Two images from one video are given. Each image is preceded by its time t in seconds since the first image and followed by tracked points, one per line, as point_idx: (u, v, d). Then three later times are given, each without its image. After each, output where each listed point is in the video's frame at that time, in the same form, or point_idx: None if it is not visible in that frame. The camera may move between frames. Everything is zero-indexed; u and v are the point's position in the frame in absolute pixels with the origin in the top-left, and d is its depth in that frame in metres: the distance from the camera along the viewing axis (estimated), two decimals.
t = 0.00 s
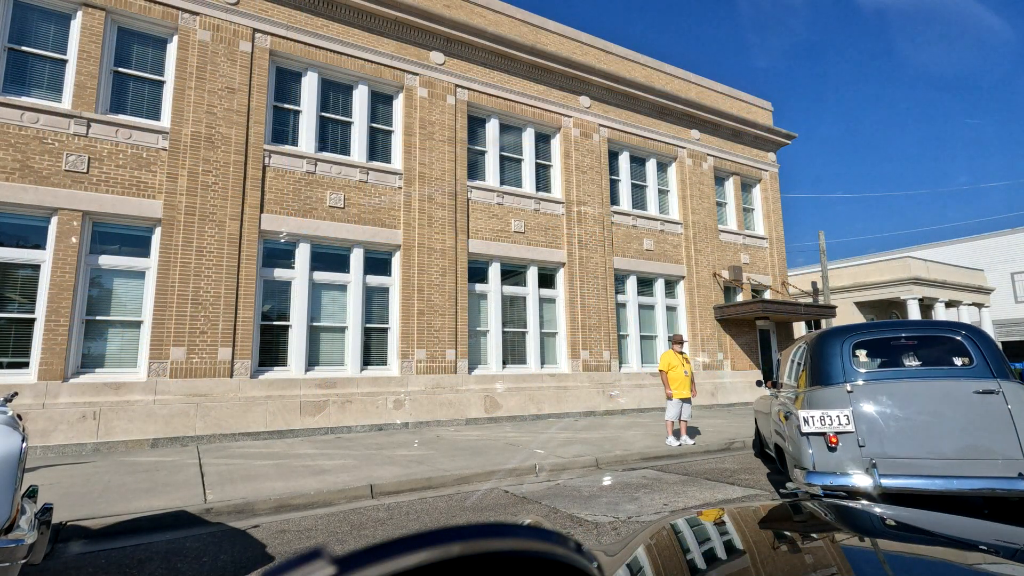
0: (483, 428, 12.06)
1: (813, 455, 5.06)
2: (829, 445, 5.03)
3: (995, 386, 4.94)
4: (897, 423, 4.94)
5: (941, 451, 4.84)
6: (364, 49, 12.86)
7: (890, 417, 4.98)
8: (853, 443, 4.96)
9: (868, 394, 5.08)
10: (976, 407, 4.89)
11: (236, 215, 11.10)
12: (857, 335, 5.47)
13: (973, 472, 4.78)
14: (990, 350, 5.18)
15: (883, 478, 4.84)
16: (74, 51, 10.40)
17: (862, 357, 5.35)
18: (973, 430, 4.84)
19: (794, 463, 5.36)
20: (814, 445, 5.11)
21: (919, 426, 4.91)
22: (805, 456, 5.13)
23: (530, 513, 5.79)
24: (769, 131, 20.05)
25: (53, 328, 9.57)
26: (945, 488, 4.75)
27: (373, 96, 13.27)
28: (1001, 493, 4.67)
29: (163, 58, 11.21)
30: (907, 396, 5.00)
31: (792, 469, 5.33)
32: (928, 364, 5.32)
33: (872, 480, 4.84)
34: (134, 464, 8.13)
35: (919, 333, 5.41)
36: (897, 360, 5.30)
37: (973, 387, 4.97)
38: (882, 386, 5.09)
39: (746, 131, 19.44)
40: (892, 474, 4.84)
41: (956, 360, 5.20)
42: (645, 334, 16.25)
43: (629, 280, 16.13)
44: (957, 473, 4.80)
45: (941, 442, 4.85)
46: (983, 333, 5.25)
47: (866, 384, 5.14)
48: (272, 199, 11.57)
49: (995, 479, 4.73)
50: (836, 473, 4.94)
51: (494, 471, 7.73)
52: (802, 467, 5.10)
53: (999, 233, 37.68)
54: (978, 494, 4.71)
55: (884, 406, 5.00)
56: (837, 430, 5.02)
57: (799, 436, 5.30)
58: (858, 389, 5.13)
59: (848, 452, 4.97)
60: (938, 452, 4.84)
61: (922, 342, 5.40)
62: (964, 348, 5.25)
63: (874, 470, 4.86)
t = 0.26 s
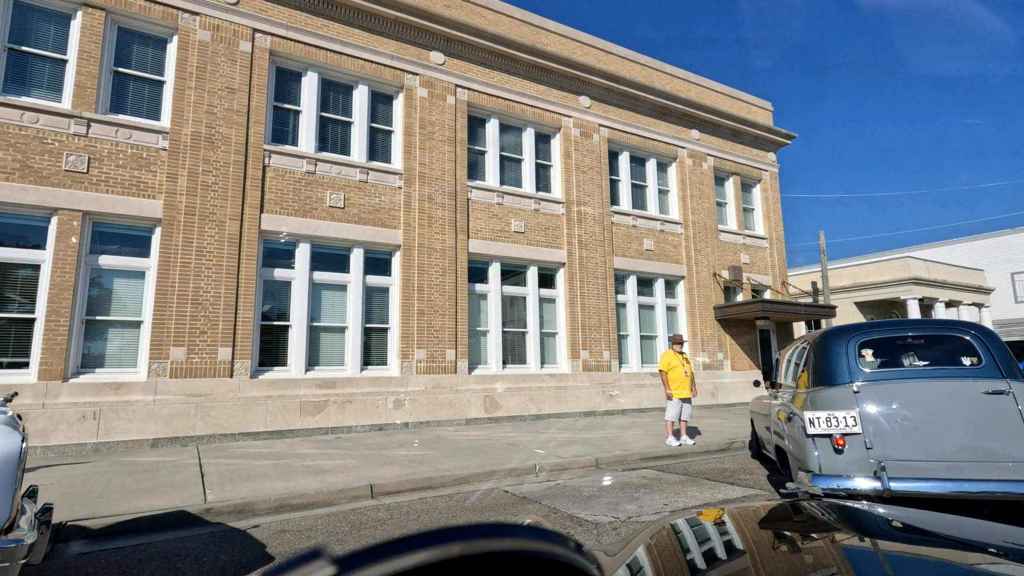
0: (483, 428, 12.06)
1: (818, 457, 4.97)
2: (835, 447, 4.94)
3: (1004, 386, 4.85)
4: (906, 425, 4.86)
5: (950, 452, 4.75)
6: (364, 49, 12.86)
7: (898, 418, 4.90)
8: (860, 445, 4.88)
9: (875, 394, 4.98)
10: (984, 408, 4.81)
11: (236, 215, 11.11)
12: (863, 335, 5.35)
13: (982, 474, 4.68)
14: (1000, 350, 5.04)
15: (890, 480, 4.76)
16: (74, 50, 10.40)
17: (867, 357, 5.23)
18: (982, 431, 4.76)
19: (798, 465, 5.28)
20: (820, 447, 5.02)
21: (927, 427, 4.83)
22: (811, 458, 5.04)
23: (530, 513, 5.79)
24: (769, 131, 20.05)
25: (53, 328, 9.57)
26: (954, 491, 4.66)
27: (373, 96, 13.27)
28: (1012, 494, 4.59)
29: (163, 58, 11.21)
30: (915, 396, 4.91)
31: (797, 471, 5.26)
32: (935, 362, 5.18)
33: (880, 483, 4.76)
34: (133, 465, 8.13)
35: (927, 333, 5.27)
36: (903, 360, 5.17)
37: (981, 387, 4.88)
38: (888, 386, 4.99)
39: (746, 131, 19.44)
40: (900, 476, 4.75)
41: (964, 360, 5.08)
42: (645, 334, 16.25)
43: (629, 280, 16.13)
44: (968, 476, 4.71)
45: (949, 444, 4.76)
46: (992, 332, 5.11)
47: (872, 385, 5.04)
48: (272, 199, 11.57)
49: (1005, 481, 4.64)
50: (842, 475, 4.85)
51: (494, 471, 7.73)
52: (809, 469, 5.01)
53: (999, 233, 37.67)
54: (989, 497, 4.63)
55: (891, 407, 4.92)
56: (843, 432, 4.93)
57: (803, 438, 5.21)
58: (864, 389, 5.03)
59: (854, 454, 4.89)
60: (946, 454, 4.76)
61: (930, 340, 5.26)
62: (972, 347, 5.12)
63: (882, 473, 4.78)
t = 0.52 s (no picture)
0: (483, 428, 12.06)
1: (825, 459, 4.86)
2: (842, 449, 4.83)
3: (1013, 386, 4.79)
4: (917, 425, 4.77)
5: (959, 454, 4.69)
6: (364, 49, 12.86)
7: (909, 418, 4.81)
8: (867, 447, 4.78)
9: (882, 395, 4.89)
10: (994, 408, 4.75)
11: (236, 215, 11.11)
12: (868, 334, 5.25)
13: (991, 476, 4.63)
14: (1008, 351, 4.96)
15: (900, 483, 4.65)
16: (74, 50, 10.40)
17: (874, 356, 5.13)
18: (992, 432, 4.70)
19: (802, 467, 5.18)
20: (826, 449, 4.91)
21: (938, 428, 4.75)
22: (817, 461, 4.93)
23: (530, 513, 5.79)
24: (769, 131, 20.05)
25: (53, 328, 9.57)
26: (965, 493, 4.58)
27: (373, 96, 13.27)
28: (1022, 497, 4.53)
29: (163, 58, 11.21)
30: (926, 397, 4.83)
31: (801, 473, 5.16)
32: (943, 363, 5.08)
33: (888, 486, 4.65)
34: (133, 465, 8.13)
35: (934, 333, 5.18)
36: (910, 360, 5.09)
37: (990, 387, 4.81)
38: (896, 387, 4.90)
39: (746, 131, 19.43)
40: (911, 478, 4.66)
41: (972, 360, 4.99)
42: (645, 334, 16.24)
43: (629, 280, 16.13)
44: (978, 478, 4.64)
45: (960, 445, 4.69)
46: (1000, 332, 5.03)
47: (878, 386, 4.94)
48: (272, 199, 11.57)
49: (1015, 483, 4.59)
50: (850, 478, 4.73)
51: (494, 471, 7.73)
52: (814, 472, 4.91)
53: (999, 233, 37.67)
54: (1000, 500, 4.56)
55: (902, 407, 4.83)
56: (850, 433, 4.82)
57: (808, 440, 5.10)
58: (871, 389, 4.93)
59: (861, 456, 4.79)
60: (957, 455, 4.69)
61: (937, 340, 5.17)
62: (980, 347, 5.04)
63: (891, 475, 4.67)
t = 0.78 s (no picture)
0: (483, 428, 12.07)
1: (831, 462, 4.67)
2: (849, 451, 4.64)
3: None
4: (926, 427, 4.59)
5: (969, 456, 4.50)
6: (364, 49, 12.86)
7: (917, 420, 4.62)
8: (875, 449, 4.59)
9: (889, 396, 4.70)
10: (1005, 409, 4.56)
11: (236, 215, 11.11)
12: (875, 333, 5.05)
13: (1002, 480, 4.44)
14: (1018, 350, 4.76)
15: (910, 487, 4.45)
16: (74, 51, 10.40)
17: (880, 356, 4.94)
18: (1003, 434, 4.51)
19: (806, 468, 5.02)
20: (832, 451, 4.73)
21: (948, 429, 4.56)
22: (822, 463, 4.76)
23: (530, 513, 5.79)
24: (769, 131, 20.04)
25: (53, 328, 9.57)
26: (977, 498, 4.39)
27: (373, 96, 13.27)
28: None
29: (163, 58, 11.21)
30: (934, 397, 4.64)
31: (806, 475, 4.99)
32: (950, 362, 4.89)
33: (897, 489, 4.46)
34: (133, 464, 8.13)
35: (942, 332, 4.98)
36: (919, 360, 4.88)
37: (1000, 387, 4.62)
38: (904, 387, 4.72)
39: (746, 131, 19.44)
40: (921, 482, 4.46)
41: (981, 359, 4.79)
42: (645, 334, 16.24)
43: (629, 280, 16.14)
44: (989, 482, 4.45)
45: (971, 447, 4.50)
46: (1010, 331, 4.83)
47: (886, 386, 4.75)
48: (272, 199, 11.56)
49: None
50: (858, 481, 4.54)
51: (494, 471, 7.73)
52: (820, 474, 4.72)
53: (999, 233, 37.71)
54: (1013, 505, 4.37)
55: (911, 407, 4.63)
56: (857, 435, 4.63)
57: (813, 442, 4.92)
58: (878, 390, 4.73)
59: (870, 458, 4.59)
60: (968, 458, 4.50)
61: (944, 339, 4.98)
62: (989, 346, 4.84)
63: (901, 478, 4.47)
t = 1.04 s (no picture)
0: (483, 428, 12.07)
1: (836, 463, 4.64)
2: (854, 452, 4.61)
3: None
4: (931, 428, 4.55)
5: (975, 458, 4.47)
6: (364, 49, 12.86)
7: (924, 421, 4.58)
8: (881, 450, 4.56)
9: (894, 397, 4.65)
10: (1011, 410, 4.52)
11: (236, 215, 11.11)
12: (879, 333, 5.00)
13: (1007, 482, 4.41)
14: None
15: (916, 488, 4.41)
16: (73, 50, 10.39)
17: (885, 356, 4.88)
18: (1009, 435, 4.48)
19: (810, 469, 4.96)
20: (837, 452, 4.70)
21: (952, 431, 4.53)
22: (827, 464, 4.72)
23: (530, 513, 5.79)
24: (769, 131, 20.05)
25: (53, 328, 9.57)
26: (982, 500, 4.36)
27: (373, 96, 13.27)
28: None
29: (163, 58, 11.21)
30: (939, 397, 4.60)
31: (810, 477, 4.93)
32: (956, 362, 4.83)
33: (904, 491, 4.42)
34: (133, 465, 8.12)
35: (947, 331, 4.93)
36: (924, 360, 4.83)
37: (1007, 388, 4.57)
38: (909, 387, 4.67)
39: (746, 131, 19.45)
40: (926, 484, 4.43)
41: (987, 359, 4.73)
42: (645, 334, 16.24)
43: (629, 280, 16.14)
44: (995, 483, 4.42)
45: (976, 449, 4.47)
46: (1016, 330, 4.77)
47: (892, 386, 4.69)
48: (272, 199, 11.57)
49: None
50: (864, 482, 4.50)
51: (494, 471, 7.73)
52: (824, 475, 4.69)
53: (1000, 233, 37.69)
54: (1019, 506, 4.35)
55: (916, 408, 4.60)
56: (862, 436, 4.61)
57: (817, 442, 4.90)
58: (883, 391, 4.68)
59: (875, 460, 4.56)
60: (973, 460, 4.47)
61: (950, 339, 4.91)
62: (995, 346, 4.78)
63: (907, 480, 4.43)
